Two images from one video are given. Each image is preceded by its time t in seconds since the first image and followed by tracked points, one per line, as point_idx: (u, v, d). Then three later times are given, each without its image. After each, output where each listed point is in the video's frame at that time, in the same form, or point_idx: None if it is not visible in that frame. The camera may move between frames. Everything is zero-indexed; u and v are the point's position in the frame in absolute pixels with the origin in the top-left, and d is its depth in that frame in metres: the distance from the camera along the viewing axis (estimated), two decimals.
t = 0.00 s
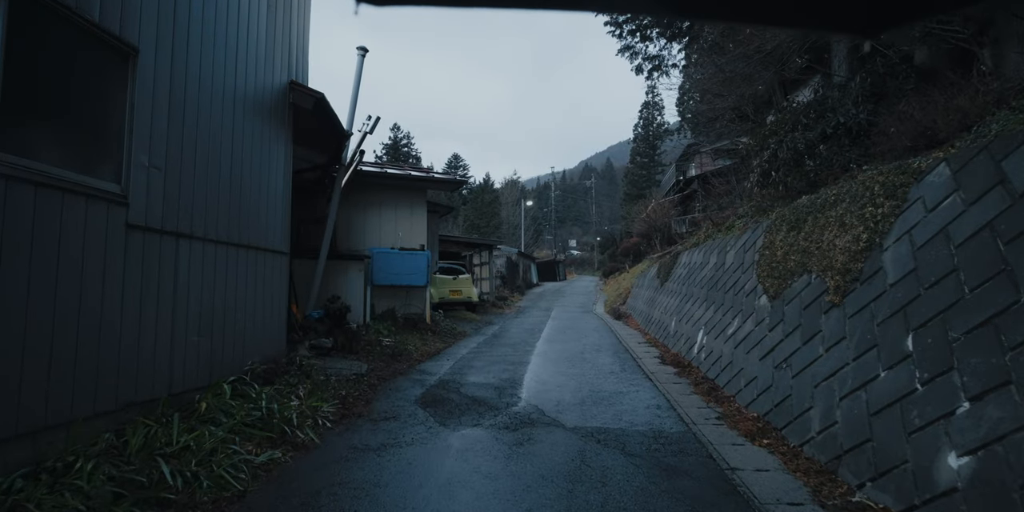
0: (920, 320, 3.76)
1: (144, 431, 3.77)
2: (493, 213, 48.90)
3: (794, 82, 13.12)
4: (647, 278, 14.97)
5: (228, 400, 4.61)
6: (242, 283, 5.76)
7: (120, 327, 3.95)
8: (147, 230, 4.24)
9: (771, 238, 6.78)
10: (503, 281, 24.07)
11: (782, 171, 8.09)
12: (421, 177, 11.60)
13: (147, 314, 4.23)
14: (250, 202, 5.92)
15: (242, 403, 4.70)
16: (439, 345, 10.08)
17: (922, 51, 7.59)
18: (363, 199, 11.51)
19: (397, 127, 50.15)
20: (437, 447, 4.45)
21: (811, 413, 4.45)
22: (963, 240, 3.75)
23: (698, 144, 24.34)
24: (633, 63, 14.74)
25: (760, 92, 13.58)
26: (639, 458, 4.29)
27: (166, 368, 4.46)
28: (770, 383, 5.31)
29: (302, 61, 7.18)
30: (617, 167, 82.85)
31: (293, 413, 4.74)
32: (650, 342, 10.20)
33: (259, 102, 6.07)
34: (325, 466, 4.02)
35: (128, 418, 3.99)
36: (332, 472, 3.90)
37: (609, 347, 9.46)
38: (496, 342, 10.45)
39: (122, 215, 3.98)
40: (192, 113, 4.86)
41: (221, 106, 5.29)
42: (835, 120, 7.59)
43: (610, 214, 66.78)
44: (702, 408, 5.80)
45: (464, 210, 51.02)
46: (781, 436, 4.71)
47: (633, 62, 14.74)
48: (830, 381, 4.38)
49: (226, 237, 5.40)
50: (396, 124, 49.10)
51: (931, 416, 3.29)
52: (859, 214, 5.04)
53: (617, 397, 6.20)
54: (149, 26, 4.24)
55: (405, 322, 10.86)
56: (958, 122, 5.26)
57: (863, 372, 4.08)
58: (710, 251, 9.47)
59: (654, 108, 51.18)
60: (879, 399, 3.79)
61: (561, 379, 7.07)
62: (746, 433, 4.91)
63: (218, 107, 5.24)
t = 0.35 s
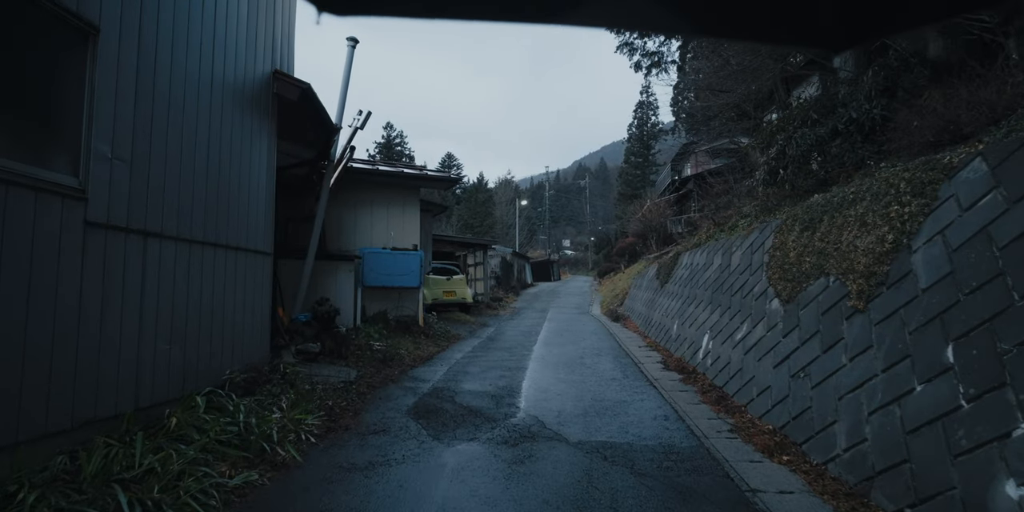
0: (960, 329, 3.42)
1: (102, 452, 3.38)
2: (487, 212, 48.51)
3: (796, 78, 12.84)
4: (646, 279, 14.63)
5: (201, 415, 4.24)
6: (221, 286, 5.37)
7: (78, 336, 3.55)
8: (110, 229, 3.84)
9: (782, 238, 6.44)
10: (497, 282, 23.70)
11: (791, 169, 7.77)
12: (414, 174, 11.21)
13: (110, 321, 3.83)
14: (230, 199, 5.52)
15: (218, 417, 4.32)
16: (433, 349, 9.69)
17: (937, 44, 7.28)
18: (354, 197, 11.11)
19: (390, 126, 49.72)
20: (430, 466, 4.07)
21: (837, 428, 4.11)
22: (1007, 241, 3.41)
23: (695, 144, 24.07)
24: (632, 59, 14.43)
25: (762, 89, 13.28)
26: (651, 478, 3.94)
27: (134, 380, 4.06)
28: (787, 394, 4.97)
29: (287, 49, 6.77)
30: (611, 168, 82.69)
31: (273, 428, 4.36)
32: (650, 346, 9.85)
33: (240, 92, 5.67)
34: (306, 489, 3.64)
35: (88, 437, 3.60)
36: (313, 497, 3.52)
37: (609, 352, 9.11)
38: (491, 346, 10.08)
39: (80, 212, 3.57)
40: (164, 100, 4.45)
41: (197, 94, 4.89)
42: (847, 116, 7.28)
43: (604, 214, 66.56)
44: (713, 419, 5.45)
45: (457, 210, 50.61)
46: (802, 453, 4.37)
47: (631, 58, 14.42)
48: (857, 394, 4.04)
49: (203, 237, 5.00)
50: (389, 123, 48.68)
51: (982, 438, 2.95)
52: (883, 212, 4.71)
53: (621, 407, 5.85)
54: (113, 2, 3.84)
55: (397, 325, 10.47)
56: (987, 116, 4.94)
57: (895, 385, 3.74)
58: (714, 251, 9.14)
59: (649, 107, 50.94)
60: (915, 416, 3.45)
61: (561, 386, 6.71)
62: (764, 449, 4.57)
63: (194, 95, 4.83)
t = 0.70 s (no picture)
0: (1010, 333, 3.08)
1: (56, 474, 3.01)
2: (481, 212, 48.15)
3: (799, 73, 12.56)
4: (645, 278, 14.30)
5: (174, 428, 3.86)
6: (200, 286, 4.98)
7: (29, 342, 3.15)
8: (69, 224, 3.45)
9: (797, 235, 6.12)
10: (492, 282, 23.38)
11: (802, 163, 7.45)
12: (408, 170, 10.83)
13: (69, 325, 3.44)
14: (209, 193, 5.13)
15: (192, 431, 3.94)
16: (428, 351, 9.31)
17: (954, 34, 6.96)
18: (345, 194, 10.72)
19: (383, 125, 49.32)
20: (427, 484, 3.71)
21: (869, 440, 3.79)
22: None
23: (692, 142, 23.85)
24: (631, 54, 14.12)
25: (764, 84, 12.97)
26: (668, 495, 3.61)
27: (98, 391, 3.67)
28: (809, 401, 4.64)
29: (271, 34, 6.36)
30: (605, 167, 82.53)
31: (254, 443, 3.98)
32: (653, 348, 9.52)
33: (220, 77, 5.26)
34: None
35: (41, 456, 3.21)
36: None
37: (611, 354, 8.77)
38: (488, 348, 9.72)
39: (32, 203, 3.18)
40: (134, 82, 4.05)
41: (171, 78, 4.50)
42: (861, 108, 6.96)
43: (598, 214, 66.38)
44: (727, 427, 5.13)
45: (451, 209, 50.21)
46: (829, 466, 4.06)
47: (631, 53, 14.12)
48: (892, 403, 3.72)
49: (179, 233, 4.62)
50: (382, 122, 48.27)
51: None
52: (914, 207, 4.38)
53: (628, 414, 5.52)
54: None
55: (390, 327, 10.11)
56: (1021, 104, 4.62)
57: (936, 395, 3.41)
58: (719, 249, 8.82)
59: (643, 106, 50.69)
60: (963, 430, 3.12)
61: (564, 392, 6.36)
62: (787, 461, 4.25)
63: (167, 79, 4.43)
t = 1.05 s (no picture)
0: None
1: None
2: (465, 211, 47.70)
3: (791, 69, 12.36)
4: (634, 279, 14.00)
5: (125, 448, 3.43)
6: (164, 288, 4.52)
7: None
8: (3, 218, 2.98)
9: (801, 234, 5.82)
10: (477, 282, 23.01)
11: (801, 160, 7.17)
12: (391, 166, 10.40)
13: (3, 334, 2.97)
14: (176, 185, 4.70)
15: (146, 451, 3.51)
16: (411, 355, 8.90)
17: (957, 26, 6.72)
18: (324, 190, 10.25)
19: (366, 123, 48.63)
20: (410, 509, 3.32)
21: (895, 456, 3.49)
22: None
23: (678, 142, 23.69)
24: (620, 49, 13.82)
25: (754, 80, 12.74)
26: None
27: (38, 409, 3.20)
28: (821, 411, 4.34)
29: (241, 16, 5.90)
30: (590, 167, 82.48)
31: (217, 464, 3.56)
32: (646, 350, 9.19)
33: (185, 59, 4.80)
34: None
35: None
36: None
37: (602, 358, 8.43)
38: (474, 351, 9.33)
39: None
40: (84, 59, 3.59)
41: (132, 57, 4.06)
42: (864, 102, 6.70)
43: (583, 213, 66.27)
44: (732, 438, 4.81)
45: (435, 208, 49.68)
46: (848, 484, 3.76)
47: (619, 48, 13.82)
48: (920, 416, 3.42)
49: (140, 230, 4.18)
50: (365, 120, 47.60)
51: None
52: (935, 204, 4.08)
53: (626, 423, 5.19)
54: None
55: (372, 329, 9.69)
56: None
57: (972, 409, 3.10)
58: (713, 249, 8.53)
59: (628, 106, 50.59)
60: (1009, 449, 2.82)
61: (556, 399, 6.01)
62: (801, 477, 3.95)
63: (122, 57, 3.97)
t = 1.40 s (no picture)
0: None
1: None
2: (457, 211, 47.28)
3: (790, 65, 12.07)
4: (629, 280, 13.67)
5: (71, 477, 3.01)
6: (126, 293, 4.09)
7: None
8: None
9: (813, 234, 5.50)
10: (469, 282, 22.63)
11: (809, 157, 6.86)
12: (379, 163, 9.99)
13: None
14: (145, 182, 4.30)
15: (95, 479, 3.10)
16: (399, 361, 8.51)
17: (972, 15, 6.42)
18: (309, 188, 9.83)
19: (357, 122, 48.12)
20: None
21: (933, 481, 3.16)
22: None
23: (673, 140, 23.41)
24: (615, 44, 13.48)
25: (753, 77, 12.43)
26: None
27: None
28: (842, 426, 4.01)
29: None
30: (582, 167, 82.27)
31: (175, 493, 3.16)
32: (644, 355, 8.85)
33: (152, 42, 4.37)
34: None
35: None
36: None
37: (600, 364, 8.08)
38: (466, 356, 8.96)
39: None
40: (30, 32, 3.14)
41: (89, 35, 3.63)
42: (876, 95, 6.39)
43: (574, 213, 66.01)
44: (745, 454, 4.48)
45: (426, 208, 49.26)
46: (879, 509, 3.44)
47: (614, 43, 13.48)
48: (962, 437, 3.09)
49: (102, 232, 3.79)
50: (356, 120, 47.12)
51: None
52: (968, 202, 3.75)
53: (629, 438, 4.84)
54: None
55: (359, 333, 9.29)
56: None
57: None
58: (715, 249, 8.20)
59: (620, 105, 50.40)
60: None
61: (553, 410, 5.66)
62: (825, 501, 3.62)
63: (77, 34, 3.53)
